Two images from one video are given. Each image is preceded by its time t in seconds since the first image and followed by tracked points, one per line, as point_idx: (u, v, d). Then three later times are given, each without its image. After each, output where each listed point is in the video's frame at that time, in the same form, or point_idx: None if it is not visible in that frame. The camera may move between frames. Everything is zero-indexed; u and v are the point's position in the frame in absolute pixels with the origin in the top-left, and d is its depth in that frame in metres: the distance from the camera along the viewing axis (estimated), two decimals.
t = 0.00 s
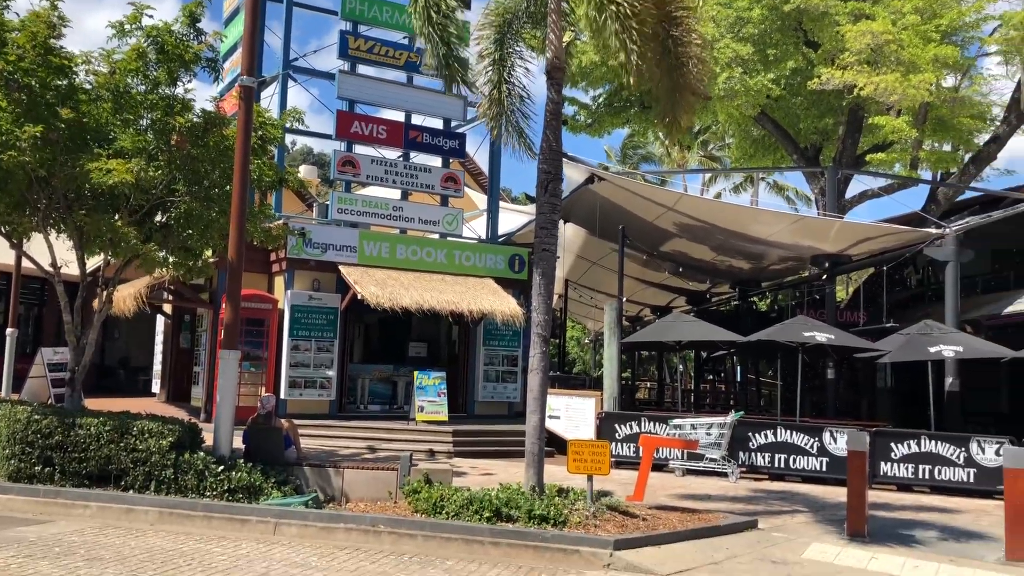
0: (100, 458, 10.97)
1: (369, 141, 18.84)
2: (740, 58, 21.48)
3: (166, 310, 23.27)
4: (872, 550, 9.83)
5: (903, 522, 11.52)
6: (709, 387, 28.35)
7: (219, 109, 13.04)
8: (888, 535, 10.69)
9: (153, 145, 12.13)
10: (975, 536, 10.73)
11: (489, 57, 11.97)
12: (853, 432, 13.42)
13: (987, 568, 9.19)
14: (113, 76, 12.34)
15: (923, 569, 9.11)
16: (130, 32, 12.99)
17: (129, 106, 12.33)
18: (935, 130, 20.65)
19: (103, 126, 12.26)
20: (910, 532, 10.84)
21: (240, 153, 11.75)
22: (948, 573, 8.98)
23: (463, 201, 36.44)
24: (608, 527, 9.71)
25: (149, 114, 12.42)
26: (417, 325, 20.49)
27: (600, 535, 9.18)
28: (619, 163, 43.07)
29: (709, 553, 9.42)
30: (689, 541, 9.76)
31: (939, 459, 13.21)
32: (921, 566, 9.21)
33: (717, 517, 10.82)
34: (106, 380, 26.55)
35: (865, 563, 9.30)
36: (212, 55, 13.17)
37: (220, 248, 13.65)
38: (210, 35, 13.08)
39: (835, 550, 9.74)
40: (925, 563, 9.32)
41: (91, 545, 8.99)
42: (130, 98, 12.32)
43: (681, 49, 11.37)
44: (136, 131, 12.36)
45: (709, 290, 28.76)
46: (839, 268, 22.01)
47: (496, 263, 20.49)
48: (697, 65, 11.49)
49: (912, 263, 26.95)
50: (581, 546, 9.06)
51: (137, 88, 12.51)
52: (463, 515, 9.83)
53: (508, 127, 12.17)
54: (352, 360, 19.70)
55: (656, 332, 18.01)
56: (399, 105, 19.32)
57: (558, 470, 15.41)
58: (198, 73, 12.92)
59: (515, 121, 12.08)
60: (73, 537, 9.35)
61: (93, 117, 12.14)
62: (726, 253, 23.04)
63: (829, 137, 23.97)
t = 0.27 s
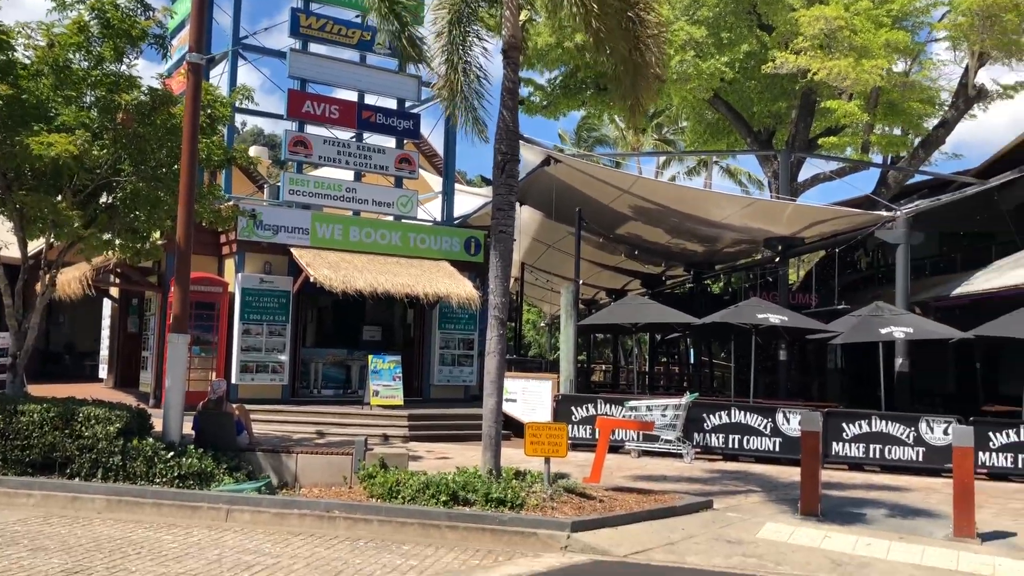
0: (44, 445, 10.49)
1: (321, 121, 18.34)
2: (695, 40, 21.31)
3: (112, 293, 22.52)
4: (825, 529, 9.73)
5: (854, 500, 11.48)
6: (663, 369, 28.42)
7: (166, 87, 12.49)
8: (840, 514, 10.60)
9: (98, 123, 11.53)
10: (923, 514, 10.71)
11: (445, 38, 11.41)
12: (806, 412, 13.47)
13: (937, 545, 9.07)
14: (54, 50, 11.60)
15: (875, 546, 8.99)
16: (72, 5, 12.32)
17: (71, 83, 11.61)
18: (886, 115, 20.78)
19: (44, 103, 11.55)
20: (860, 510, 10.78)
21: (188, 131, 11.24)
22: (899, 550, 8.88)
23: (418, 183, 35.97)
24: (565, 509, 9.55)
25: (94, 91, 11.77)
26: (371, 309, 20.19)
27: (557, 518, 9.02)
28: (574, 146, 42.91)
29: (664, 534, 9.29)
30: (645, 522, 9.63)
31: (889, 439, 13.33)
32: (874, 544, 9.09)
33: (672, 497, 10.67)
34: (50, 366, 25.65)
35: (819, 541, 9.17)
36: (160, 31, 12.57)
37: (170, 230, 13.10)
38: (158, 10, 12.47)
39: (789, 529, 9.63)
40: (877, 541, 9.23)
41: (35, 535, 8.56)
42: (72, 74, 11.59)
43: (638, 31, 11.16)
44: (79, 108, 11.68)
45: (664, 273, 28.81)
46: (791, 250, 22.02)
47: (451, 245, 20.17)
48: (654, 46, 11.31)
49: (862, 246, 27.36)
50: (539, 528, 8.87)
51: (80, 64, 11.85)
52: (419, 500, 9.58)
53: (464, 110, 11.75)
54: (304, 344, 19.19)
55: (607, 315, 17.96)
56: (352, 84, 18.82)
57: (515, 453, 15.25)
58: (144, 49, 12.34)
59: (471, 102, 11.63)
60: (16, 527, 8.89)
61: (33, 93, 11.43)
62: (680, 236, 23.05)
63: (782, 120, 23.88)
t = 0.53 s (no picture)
0: None
1: (270, 104, 17.89)
2: (647, 28, 21.47)
3: (53, 278, 21.73)
4: (776, 513, 9.59)
5: (803, 483, 11.54)
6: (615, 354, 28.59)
7: (108, 67, 11.98)
8: (788, 498, 10.49)
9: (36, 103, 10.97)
10: (870, 496, 10.68)
11: (397, 21, 11.18)
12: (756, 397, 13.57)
13: (884, 527, 8.91)
14: None
15: (824, 529, 8.84)
16: None
17: (7, 60, 10.95)
18: (834, 104, 21.02)
19: None
20: (809, 494, 10.74)
21: (132, 113, 10.79)
22: (848, 532, 8.72)
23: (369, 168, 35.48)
24: (519, 496, 9.46)
25: (33, 71, 11.19)
26: (322, 296, 19.79)
27: (511, 504, 8.93)
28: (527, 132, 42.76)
29: (618, 518, 9.22)
30: (598, 507, 9.56)
31: (837, 423, 13.50)
32: (822, 527, 8.93)
33: (625, 483, 10.59)
34: None
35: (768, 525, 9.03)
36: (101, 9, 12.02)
37: (113, 215, 12.55)
38: None
39: (740, 513, 9.56)
40: (825, 523, 9.06)
41: None
42: (8, 52, 10.96)
43: (591, 18, 10.98)
44: (16, 87, 11.09)
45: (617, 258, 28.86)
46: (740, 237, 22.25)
47: (403, 231, 19.88)
48: (609, 31, 11.14)
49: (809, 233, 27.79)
50: (493, 515, 8.77)
51: (17, 42, 11.27)
52: (372, 488, 9.40)
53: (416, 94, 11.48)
54: (253, 331, 18.79)
55: (559, 301, 17.87)
56: (301, 67, 18.36)
57: (468, 441, 15.12)
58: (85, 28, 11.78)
59: (424, 86, 11.36)
60: None
61: None
62: (632, 223, 23.10)
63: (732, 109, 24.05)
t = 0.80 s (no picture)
0: None
1: (222, 91, 17.52)
2: (604, 21, 21.66)
3: None
4: (728, 503, 9.75)
5: (755, 473, 11.70)
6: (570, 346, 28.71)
7: (52, 50, 11.61)
8: (740, 487, 10.71)
9: None
10: (820, 486, 10.91)
11: (352, 7, 11.00)
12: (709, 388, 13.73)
13: (834, 516, 9.08)
14: None
15: (775, 518, 8.98)
16: None
17: None
18: (786, 99, 21.36)
19: None
20: (761, 484, 10.93)
21: (79, 96, 10.47)
22: (799, 521, 8.87)
23: (323, 157, 35.02)
24: (475, 488, 9.42)
25: None
26: (274, 286, 19.46)
27: (467, 496, 8.91)
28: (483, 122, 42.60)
29: (573, 509, 9.24)
30: (554, 498, 9.57)
31: (787, 414, 13.71)
32: (774, 516, 9.07)
33: (581, 473, 10.62)
34: None
35: (721, 514, 9.15)
36: None
37: (58, 203, 12.17)
38: None
39: (693, 502, 9.64)
40: (777, 513, 9.19)
41: None
42: None
43: (549, 8, 10.99)
44: None
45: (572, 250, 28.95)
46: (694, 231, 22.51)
47: (358, 221, 19.63)
48: (567, 23, 11.14)
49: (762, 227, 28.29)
50: (448, 507, 8.74)
51: None
52: (326, 480, 9.29)
53: (373, 81, 11.31)
54: (204, 322, 18.44)
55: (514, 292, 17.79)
56: (254, 54, 18.02)
57: (423, 432, 15.07)
58: (27, 9, 11.39)
59: (381, 73, 11.23)
60: None
61: None
62: (588, 215, 23.19)
63: (686, 103, 24.23)
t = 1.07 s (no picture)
0: None
1: (171, 83, 17.11)
2: (560, 18, 21.66)
3: None
4: (680, 499, 9.85)
5: (706, 470, 11.82)
6: (524, 343, 28.75)
7: None
8: (692, 483, 10.83)
9: None
10: (769, 482, 11.08)
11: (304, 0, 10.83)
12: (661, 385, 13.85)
13: (783, 511, 9.23)
14: None
15: (726, 514, 9.09)
16: None
17: None
18: (738, 100, 21.68)
19: None
20: (712, 480, 11.07)
21: (21, 84, 10.12)
22: (749, 517, 8.99)
23: (274, 152, 34.48)
24: (428, 485, 9.34)
25: None
26: (223, 282, 19.06)
27: (420, 494, 8.84)
28: (436, 119, 42.39)
29: (527, 506, 9.22)
30: (507, 495, 9.55)
31: (737, 411, 13.90)
32: (724, 512, 9.19)
33: (534, 471, 10.61)
34: None
35: (673, 510, 9.24)
36: None
37: None
38: None
39: (645, 499, 9.71)
40: (728, 509, 9.31)
41: None
42: None
43: (506, 5, 10.97)
44: None
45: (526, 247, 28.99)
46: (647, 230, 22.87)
47: (309, 216, 19.34)
48: (523, 20, 11.13)
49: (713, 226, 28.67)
50: (402, 505, 8.66)
51: None
52: (277, 479, 9.13)
53: (326, 74, 11.15)
54: (151, 318, 18.04)
55: (468, 289, 17.70)
56: (204, 45, 17.63)
57: (375, 430, 14.93)
58: None
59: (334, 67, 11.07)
60: None
61: None
62: (542, 213, 23.22)
63: (640, 103, 24.41)
